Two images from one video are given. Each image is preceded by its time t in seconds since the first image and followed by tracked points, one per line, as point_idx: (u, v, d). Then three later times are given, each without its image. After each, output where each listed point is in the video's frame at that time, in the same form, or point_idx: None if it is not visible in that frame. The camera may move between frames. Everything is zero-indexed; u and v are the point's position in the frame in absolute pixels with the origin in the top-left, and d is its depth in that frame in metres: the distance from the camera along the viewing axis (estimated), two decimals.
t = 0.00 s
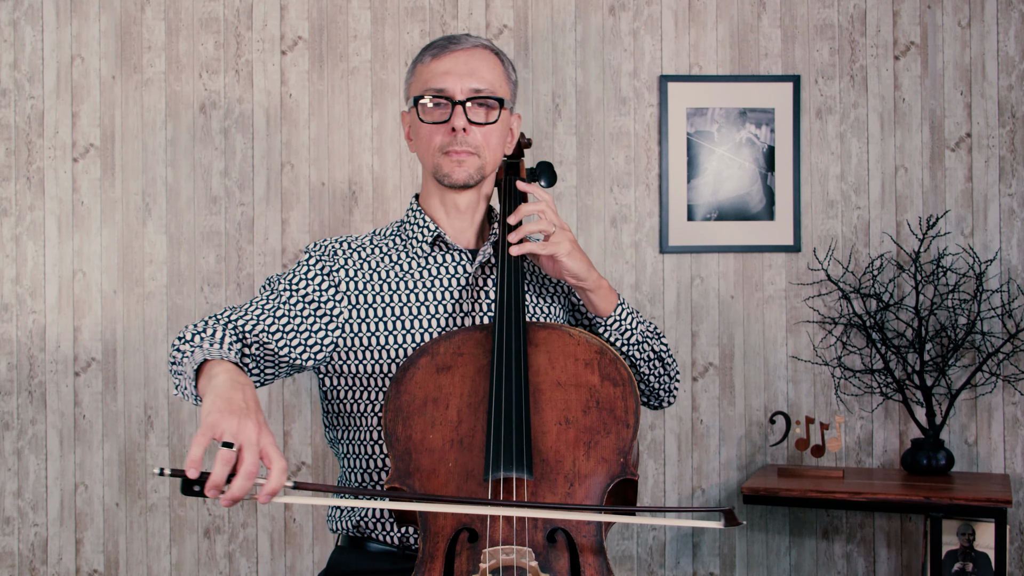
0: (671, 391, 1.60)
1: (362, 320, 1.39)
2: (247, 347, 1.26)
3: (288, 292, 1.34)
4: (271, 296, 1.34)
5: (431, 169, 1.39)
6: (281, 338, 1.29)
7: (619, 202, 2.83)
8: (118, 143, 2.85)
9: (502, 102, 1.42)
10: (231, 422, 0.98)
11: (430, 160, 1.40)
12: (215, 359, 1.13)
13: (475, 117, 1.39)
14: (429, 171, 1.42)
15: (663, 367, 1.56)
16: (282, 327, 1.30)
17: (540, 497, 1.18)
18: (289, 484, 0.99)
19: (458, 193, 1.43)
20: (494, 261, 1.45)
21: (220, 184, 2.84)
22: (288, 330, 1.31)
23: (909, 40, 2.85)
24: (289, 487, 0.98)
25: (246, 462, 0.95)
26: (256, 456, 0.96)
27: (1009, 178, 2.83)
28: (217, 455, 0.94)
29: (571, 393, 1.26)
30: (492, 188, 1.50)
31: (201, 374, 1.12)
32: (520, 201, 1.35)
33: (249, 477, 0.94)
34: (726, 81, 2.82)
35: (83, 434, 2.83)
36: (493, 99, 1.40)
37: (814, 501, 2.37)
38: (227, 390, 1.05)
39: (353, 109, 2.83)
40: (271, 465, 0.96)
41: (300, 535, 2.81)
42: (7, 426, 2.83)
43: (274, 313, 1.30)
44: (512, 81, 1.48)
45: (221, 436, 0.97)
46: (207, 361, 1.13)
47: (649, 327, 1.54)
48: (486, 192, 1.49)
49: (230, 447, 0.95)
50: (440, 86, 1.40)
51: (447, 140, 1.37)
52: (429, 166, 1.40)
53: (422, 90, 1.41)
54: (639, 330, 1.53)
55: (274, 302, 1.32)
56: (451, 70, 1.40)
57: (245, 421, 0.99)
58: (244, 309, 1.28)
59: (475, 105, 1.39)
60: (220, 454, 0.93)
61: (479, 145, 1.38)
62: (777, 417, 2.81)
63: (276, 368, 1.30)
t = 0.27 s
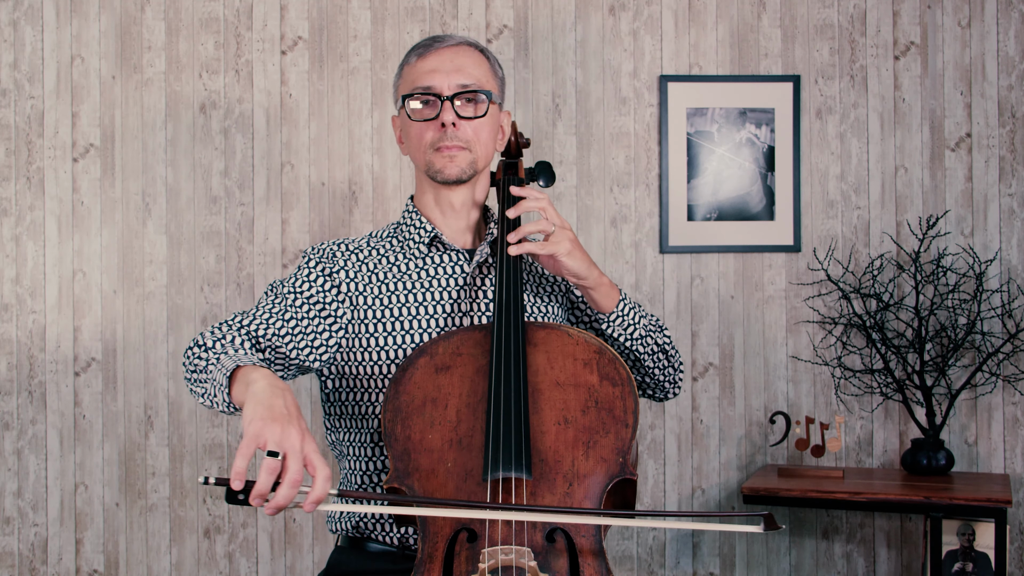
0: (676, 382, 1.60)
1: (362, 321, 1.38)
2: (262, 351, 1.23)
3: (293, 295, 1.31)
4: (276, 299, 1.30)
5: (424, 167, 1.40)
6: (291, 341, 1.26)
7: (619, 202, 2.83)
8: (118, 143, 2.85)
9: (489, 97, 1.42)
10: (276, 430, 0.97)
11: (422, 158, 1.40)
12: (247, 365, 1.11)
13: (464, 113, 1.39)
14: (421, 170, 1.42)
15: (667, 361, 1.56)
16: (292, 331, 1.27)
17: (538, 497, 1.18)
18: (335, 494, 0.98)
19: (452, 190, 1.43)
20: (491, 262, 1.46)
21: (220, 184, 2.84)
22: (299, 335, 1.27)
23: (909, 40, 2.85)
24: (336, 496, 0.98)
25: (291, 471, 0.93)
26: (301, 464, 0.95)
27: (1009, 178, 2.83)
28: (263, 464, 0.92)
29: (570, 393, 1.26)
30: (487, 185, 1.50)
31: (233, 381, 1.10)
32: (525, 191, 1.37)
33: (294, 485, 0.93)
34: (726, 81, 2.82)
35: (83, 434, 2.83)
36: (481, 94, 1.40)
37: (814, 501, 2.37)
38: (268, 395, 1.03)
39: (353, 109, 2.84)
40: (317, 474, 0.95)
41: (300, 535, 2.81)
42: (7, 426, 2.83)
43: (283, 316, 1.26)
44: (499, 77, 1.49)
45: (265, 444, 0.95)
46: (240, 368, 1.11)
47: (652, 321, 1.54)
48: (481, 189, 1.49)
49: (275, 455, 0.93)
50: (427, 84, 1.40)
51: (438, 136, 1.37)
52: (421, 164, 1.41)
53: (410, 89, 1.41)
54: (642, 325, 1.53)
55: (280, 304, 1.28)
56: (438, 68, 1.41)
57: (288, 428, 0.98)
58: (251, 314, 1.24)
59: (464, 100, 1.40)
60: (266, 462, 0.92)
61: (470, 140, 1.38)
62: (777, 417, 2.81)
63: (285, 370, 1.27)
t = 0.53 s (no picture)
0: (679, 378, 1.60)
1: (363, 321, 1.38)
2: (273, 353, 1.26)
3: (298, 298, 1.32)
4: (283, 303, 1.32)
5: (421, 167, 1.39)
6: (301, 343, 1.29)
7: (619, 202, 2.83)
8: (118, 143, 2.85)
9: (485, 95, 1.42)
10: (309, 432, 0.96)
11: (419, 158, 1.39)
12: (273, 369, 1.12)
13: (460, 112, 1.39)
14: (418, 170, 1.42)
15: (669, 358, 1.56)
16: (299, 333, 1.29)
17: (538, 497, 1.18)
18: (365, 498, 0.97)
19: (450, 189, 1.43)
20: (491, 261, 1.45)
21: (220, 184, 2.84)
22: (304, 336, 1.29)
23: (909, 40, 2.85)
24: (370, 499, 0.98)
25: (325, 474, 0.93)
26: (335, 467, 0.94)
27: (1009, 178, 2.83)
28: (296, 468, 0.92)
29: (570, 393, 1.26)
30: (485, 185, 1.50)
31: (260, 386, 1.11)
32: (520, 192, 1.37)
33: (328, 489, 0.92)
34: (726, 81, 2.82)
35: (83, 434, 2.83)
36: (476, 92, 1.40)
37: (814, 501, 2.37)
38: (302, 396, 1.02)
39: (353, 109, 2.84)
40: (351, 476, 0.93)
41: (300, 535, 2.81)
42: (7, 426, 2.83)
43: (290, 320, 1.29)
44: (494, 76, 1.49)
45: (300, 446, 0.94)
46: (265, 373, 1.12)
47: (653, 318, 1.53)
48: (479, 187, 1.49)
49: (309, 459, 0.92)
50: (422, 83, 1.40)
51: (434, 135, 1.37)
52: (418, 164, 1.40)
53: (405, 90, 1.41)
54: (643, 322, 1.52)
55: (286, 309, 1.30)
56: (432, 67, 1.40)
57: (322, 430, 0.97)
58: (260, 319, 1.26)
59: (459, 99, 1.40)
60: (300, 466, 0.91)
61: (466, 138, 1.38)
62: (777, 417, 2.81)
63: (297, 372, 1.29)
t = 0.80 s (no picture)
0: (679, 378, 1.60)
1: (363, 322, 1.38)
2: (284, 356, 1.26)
3: (303, 302, 1.33)
4: (288, 308, 1.32)
5: (419, 167, 1.39)
6: (309, 345, 1.29)
7: (619, 202, 2.83)
8: (118, 143, 2.85)
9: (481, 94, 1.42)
10: (343, 431, 0.97)
11: (417, 158, 1.39)
12: (299, 373, 1.13)
13: (456, 111, 1.39)
14: (416, 170, 1.42)
15: (669, 357, 1.56)
16: (309, 337, 1.29)
17: (538, 497, 1.18)
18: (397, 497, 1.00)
19: (448, 189, 1.42)
20: (490, 260, 1.45)
21: (220, 184, 2.84)
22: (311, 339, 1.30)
23: (909, 40, 2.85)
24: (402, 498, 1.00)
25: (360, 473, 0.95)
26: (369, 465, 0.96)
27: (1009, 178, 2.83)
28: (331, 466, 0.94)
29: (570, 393, 1.26)
30: (484, 184, 1.50)
31: (287, 391, 1.12)
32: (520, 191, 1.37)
33: (363, 487, 0.94)
34: (726, 81, 2.82)
35: (83, 434, 2.83)
36: (472, 91, 1.40)
37: (814, 501, 2.37)
38: (333, 396, 1.03)
39: (353, 109, 2.84)
40: (384, 475, 0.98)
41: (300, 535, 2.81)
42: (7, 426, 2.83)
43: (299, 323, 1.29)
44: (490, 74, 1.48)
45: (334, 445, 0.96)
46: (292, 377, 1.13)
47: (653, 317, 1.53)
48: (478, 187, 1.48)
49: (343, 457, 0.94)
50: (417, 84, 1.39)
51: (431, 135, 1.37)
52: (416, 165, 1.40)
53: (401, 90, 1.41)
54: (644, 321, 1.52)
55: (293, 312, 1.31)
56: (427, 67, 1.40)
57: (356, 429, 0.98)
58: (269, 326, 1.27)
59: (455, 98, 1.39)
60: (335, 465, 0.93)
61: (463, 138, 1.38)
62: (777, 417, 2.81)
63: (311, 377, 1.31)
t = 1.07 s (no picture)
0: (679, 378, 1.60)
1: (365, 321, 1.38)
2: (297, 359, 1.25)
3: (308, 303, 1.33)
4: (293, 310, 1.32)
5: (419, 167, 1.39)
6: (320, 348, 1.30)
7: (619, 202, 2.83)
8: (118, 143, 2.85)
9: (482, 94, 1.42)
10: (377, 429, 1.00)
11: (417, 158, 1.39)
12: (327, 374, 1.13)
13: (457, 112, 1.39)
14: (417, 171, 1.42)
15: (669, 356, 1.56)
16: (318, 338, 1.30)
17: (538, 496, 1.18)
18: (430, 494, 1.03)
19: (449, 189, 1.43)
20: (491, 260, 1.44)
21: (220, 184, 2.84)
22: (319, 341, 1.30)
23: (909, 40, 2.85)
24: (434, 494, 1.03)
25: (394, 470, 0.98)
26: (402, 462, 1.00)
27: (1009, 178, 2.83)
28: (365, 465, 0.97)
29: (570, 393, 1.26)
30: (484, 184, 1.50)
31: (315, 392, 1.12)
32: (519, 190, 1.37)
33: (396, 483, 0.98)
34: (726, 81, 2.82)
35: (83, 434, 2.83)
36: (473, 92, 1.40)
37: (814, 501, 2.37)
38: (364, 393, 1.05)
39: (353, 109, 2.84)
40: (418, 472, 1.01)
41: (300, 535, 2.81)
42: (7, 426, 2.83)
43: (307, 325, 1.29)
44: (490, 74, 1.48)
45: (368, 443, 0.99)
46: (320, 378, 1.12)
47: (653, 316, 1.53)
48: (478, 187, 1.48)
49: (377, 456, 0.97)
50: (419, 84, 1.39)
51: (432, 136, 1.37)
52: (416, 165, 1.40)
53: (402, 90, 1.41)
54: (643, 320, 1.52)
55: (299, 315, 1.30)
56: (428, 67, 1.40)
57: (389, 427, 1.01)
58: (278, 330, 1.26)
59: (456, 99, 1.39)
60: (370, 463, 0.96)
61: (464, 139, 1.38)
62: (777, 417, 2.81)
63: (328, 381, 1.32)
